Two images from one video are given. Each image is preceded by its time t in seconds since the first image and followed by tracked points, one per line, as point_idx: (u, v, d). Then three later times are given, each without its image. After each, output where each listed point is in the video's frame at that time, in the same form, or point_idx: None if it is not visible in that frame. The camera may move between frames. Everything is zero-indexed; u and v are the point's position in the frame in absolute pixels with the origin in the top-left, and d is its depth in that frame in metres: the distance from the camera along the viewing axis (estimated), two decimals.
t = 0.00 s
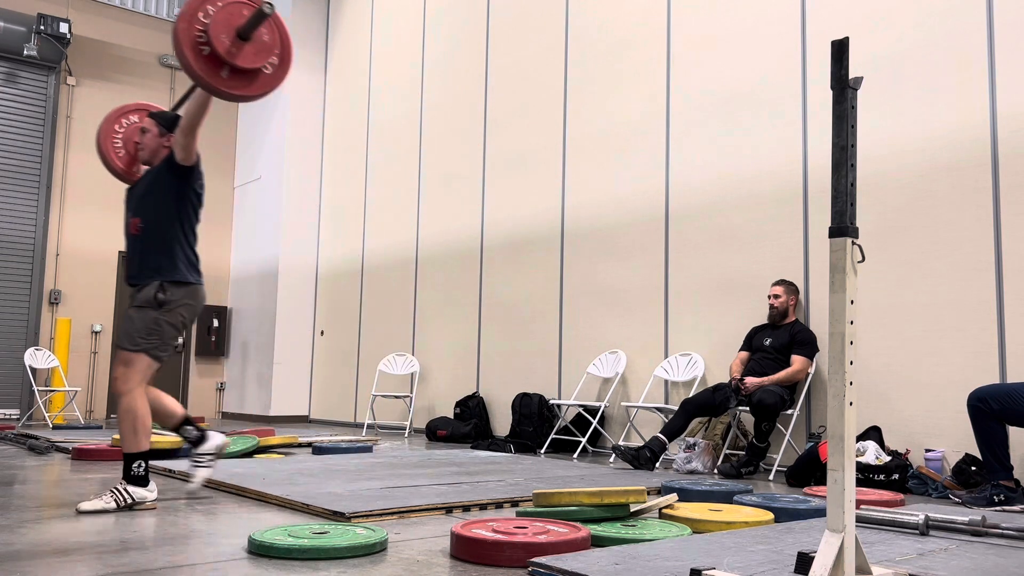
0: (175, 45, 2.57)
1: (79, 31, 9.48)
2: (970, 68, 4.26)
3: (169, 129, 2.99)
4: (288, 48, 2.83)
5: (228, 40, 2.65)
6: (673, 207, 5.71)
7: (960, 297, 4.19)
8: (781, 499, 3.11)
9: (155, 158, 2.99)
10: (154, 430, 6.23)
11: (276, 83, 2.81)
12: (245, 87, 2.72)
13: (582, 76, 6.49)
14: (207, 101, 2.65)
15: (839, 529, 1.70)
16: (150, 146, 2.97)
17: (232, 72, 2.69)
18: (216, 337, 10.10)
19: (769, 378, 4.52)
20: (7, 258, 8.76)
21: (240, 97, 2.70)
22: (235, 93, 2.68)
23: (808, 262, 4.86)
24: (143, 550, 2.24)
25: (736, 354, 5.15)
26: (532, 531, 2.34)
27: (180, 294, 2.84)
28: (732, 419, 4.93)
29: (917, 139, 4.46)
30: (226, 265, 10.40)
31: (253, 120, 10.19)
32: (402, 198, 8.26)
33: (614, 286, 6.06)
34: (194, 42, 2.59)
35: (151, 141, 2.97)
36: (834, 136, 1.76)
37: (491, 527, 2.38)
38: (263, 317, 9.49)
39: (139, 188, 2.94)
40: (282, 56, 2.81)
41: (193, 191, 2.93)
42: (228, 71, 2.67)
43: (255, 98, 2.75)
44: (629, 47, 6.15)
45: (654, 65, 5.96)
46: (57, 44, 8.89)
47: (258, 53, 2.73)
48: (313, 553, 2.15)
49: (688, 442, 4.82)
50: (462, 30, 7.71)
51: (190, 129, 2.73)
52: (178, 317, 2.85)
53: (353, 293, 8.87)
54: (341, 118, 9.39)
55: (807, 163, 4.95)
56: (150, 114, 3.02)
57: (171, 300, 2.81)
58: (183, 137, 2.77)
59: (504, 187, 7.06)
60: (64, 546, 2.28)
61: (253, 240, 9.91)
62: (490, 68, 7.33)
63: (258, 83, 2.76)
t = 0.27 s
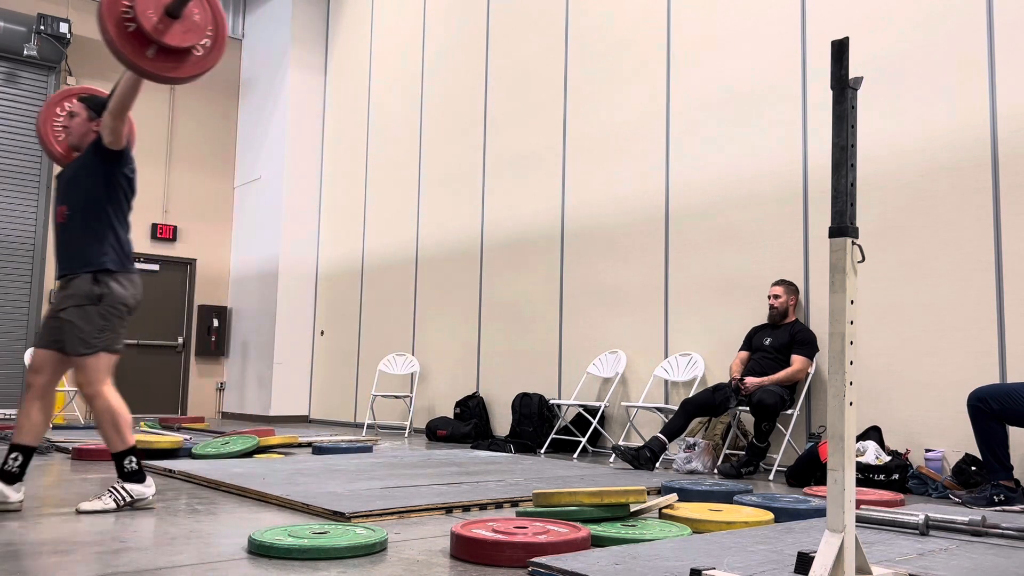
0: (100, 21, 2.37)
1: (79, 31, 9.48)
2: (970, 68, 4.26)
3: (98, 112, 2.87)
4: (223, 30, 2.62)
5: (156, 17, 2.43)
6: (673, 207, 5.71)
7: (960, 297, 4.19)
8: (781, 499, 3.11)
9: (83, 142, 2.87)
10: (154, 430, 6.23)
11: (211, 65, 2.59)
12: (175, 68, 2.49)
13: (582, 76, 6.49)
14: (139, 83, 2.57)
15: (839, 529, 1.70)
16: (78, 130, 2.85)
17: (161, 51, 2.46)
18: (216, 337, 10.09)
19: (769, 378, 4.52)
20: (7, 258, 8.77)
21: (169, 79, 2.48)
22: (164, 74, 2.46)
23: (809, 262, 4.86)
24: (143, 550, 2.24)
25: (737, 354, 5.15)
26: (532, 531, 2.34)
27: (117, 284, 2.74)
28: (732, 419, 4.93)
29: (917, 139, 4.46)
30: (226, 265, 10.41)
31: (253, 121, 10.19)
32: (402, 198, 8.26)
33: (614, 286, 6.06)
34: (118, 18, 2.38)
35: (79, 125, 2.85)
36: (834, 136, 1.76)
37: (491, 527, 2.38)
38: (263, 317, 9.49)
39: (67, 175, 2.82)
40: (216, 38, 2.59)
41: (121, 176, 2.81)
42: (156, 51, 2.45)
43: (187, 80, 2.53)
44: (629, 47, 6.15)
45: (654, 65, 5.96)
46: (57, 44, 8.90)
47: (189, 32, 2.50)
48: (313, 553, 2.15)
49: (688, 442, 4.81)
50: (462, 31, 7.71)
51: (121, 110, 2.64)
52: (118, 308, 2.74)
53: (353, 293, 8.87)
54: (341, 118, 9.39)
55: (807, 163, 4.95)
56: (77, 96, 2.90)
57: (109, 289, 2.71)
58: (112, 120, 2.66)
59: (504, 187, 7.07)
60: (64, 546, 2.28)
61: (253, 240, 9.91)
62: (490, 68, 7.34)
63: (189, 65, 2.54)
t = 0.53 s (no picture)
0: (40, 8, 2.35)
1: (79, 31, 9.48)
2: (970, 68, 4.26)
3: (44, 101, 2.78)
4: (170, 25, 2.63)
5: (98, 9, 2.42)
6: (673, 207, 5.71)
7: (960, 297, 4.19)
8: (781, 499, 3.11)
9: (28, 133, 2.79)
10: (154, 430, 6.23)
11: (153, 61, 2.59)
12: (115, 60, 2.49)
13: (582, 76, 6.49)
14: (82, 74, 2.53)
15: (839, 529, 1.70)
16: (23, 120, 2.77)
17: (102, 43, 2.46)
18: (216, 337, 10.09)
19: (770, 378, 4.52)
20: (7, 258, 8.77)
21: (108, 72, 2.48)
22: (103, 67, 2.46)
23: (809, 262, 4.86)
24: (143, 550, 2.24)
25: (736, 354, 5.15)
26: (532, 531, 2.34)
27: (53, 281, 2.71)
28: (732, 419, 4.93)
29: (916, 139, 4.46)
30: (226, 265, 10.40)
31: (253, 121, 10.19)
32: (402, 198, 8.26)
33: (614, 286, 6.06)
34: (58, 6, 2.37)
35: (24, 115, 2.76)
36: (834, 136, 1.76)
37: (491, 527, 2.38)
38: (263, 317, 9.49)
39: (10, 163, 2.76)
40: (161, 34, 2.60)
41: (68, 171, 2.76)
42: (96, 42, 2.44)
43: (127, 75, 2.53)
44: (630, 47, 6.15)
45: (654, 65, 5.96)
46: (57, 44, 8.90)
47: (132, 25, 2.50)
48: (313, 553, 2.15)
49: (688, 442, 4.81)
50: (462, 31, 7.71)
51: (64, 101, 2.57)
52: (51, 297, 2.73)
53: (353, 292, 8.87)
54: (341, 118, 9.38)
55: (807, 163, 4.95)
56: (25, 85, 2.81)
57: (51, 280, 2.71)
58: (53, 111, 2.60)
59: (503, 187, 7.07)
60: (64, 546, 2.28)
61: (253, 240, 9.91)
62: (490, 68, 7.34)
63: (131, 60, 2.54)
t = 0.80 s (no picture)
0: None
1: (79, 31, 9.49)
2: (970, 68, 4.27)
3: None
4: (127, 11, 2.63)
5: None
6: (673, 207, 5.71)
7: (960, 297, 4.19)
8: (781, 499, 3.11)
9: None
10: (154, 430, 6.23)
11: (109, 46, 2.59)
12: (70, 40, 2.49)
13: (582, 77, 6.49)
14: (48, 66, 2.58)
15: (839, 528, 1.70)
16: None
17: (55, 24, 2.45)
18: (216, 337, 10.09)
19: (770, 378, 4.53)
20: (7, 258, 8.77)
21: (63, 54, 2.47)
22: (59, 48, 2.45)
23: (809, 262, 4.86)
24: (143, 550, 2.24)
25: (736, 354, 5.15)
26: (532, 531, 2.34)
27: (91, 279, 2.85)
28: (732, 419, 4.93)
29: (916, 139, 4.46)
30: (226, 265, 10.40)
31: (253, 121, 10.19)
32: (402, 198, 8.26)
33: (614, 286, 6.06)
34: None
35: None
36: (834, 136, 1.76)
37: (491, 526, 2.38)
38: (263, 317, 9.49)
39: None
40: (117, 19, 2.60)
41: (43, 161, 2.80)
42: (49, 23, 2.43)
43: (81, 58, 2.53)
44: (629, 47, 6.15)
45: (654, 65, 5.96)
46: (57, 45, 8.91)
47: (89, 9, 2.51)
48: (313, 553, 2.15)
49: (688, 442, 4.81)
50: (462, 31, 7.71)
51: (33, 106, 2.61)
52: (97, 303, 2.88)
53: (353, 293, 8.87)
54: (341, 118, 9.38)
55: (807, 163, 4.95)
56: None
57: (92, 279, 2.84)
58: (25, 116, 2.62)
59: (503, 187, 7.07)
60: (64, 546, 2.28)
61: (253, 240, 9.91)
62: (490, 69, 7.34)
63: (87, 42, 2.54)
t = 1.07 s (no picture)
0: None
1: (79, 31, 9.49)
2: (971, 69, 4.27)
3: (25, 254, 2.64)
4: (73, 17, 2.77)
5: None
6: (673, 207, 5.71)
7: (960, 297, 4.19)
8: (781, 499, 3.11)
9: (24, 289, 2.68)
10: (154, 430, 6.23)
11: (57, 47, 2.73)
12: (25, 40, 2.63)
13: (582, 76, 6.49)
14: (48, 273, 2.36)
15: (839, 528, 1.70)
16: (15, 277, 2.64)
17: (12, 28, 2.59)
18: (216, 337, 10.08)
19: (770, 378, 4.53)
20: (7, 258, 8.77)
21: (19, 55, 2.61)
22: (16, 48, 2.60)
23: (809, 262, 4.86)
24: (144, 550, 2.24)
25: (736, 354, 5.15)
26: (532, 531, 2.34)
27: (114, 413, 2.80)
28: (732, 419, 4.94)
29: (917, 140, 4.46)
30: (226, 265, 10.41)
31: (253, 121, 10.18)
32: (402, 198, 8.26)
33: (614, 286, 6.06)
34: None
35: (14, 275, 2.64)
36: (834, 136, 1.76)
37: (491, 527, 2.38)
38: (263, 317, 9.49)
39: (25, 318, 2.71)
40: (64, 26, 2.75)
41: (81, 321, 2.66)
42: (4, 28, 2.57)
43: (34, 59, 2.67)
44: (630, 46, 6.15)
45: (654, 65, 5.96)
46: (57, 44, 8.91)
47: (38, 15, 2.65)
48: (313, 553, 2.15)
49: (688, 441, 4.82)
50: (462, 31, 7.71)
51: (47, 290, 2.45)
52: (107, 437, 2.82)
53: (353, 293, 8.87)
54: (341, 118, 9.38)
55: (807, 164, 4.95)
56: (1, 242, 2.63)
57: (115, 411, 2.80)
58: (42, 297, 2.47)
59: (503, 187, 7.07)
60: (63, 546, 2.28)
61: (253, 240, 9.91)
62: (490, 69, 7.34)
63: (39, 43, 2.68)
